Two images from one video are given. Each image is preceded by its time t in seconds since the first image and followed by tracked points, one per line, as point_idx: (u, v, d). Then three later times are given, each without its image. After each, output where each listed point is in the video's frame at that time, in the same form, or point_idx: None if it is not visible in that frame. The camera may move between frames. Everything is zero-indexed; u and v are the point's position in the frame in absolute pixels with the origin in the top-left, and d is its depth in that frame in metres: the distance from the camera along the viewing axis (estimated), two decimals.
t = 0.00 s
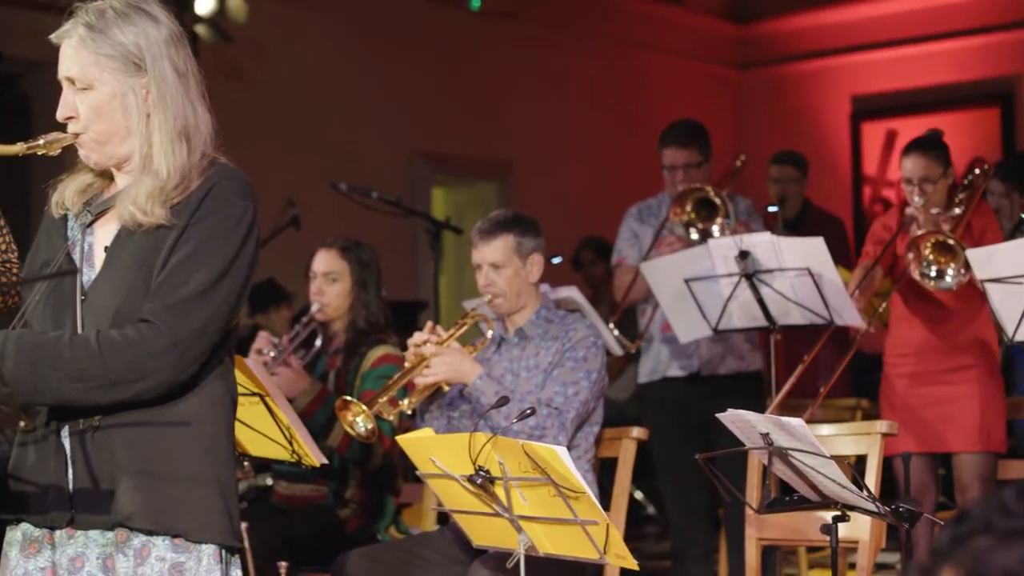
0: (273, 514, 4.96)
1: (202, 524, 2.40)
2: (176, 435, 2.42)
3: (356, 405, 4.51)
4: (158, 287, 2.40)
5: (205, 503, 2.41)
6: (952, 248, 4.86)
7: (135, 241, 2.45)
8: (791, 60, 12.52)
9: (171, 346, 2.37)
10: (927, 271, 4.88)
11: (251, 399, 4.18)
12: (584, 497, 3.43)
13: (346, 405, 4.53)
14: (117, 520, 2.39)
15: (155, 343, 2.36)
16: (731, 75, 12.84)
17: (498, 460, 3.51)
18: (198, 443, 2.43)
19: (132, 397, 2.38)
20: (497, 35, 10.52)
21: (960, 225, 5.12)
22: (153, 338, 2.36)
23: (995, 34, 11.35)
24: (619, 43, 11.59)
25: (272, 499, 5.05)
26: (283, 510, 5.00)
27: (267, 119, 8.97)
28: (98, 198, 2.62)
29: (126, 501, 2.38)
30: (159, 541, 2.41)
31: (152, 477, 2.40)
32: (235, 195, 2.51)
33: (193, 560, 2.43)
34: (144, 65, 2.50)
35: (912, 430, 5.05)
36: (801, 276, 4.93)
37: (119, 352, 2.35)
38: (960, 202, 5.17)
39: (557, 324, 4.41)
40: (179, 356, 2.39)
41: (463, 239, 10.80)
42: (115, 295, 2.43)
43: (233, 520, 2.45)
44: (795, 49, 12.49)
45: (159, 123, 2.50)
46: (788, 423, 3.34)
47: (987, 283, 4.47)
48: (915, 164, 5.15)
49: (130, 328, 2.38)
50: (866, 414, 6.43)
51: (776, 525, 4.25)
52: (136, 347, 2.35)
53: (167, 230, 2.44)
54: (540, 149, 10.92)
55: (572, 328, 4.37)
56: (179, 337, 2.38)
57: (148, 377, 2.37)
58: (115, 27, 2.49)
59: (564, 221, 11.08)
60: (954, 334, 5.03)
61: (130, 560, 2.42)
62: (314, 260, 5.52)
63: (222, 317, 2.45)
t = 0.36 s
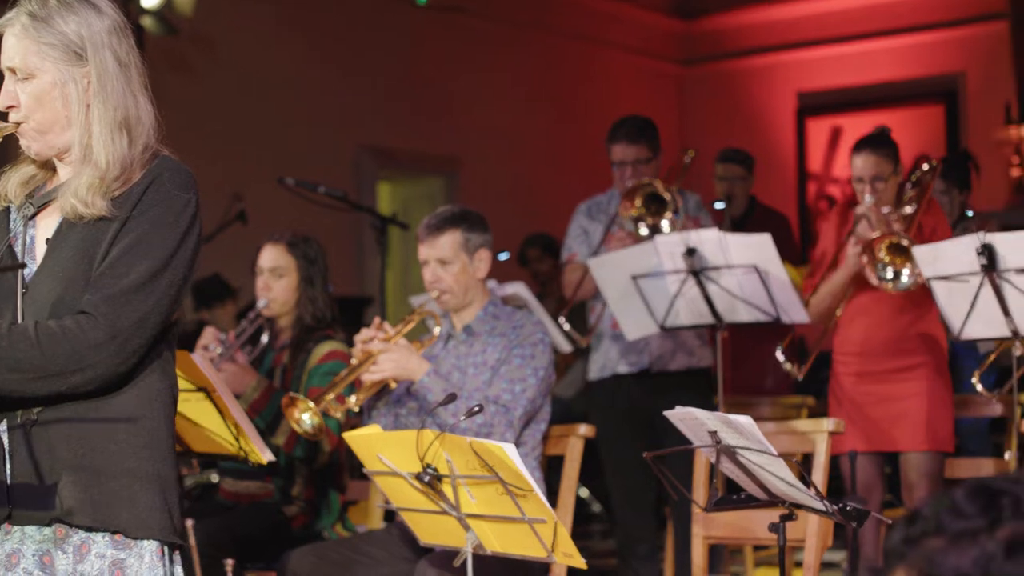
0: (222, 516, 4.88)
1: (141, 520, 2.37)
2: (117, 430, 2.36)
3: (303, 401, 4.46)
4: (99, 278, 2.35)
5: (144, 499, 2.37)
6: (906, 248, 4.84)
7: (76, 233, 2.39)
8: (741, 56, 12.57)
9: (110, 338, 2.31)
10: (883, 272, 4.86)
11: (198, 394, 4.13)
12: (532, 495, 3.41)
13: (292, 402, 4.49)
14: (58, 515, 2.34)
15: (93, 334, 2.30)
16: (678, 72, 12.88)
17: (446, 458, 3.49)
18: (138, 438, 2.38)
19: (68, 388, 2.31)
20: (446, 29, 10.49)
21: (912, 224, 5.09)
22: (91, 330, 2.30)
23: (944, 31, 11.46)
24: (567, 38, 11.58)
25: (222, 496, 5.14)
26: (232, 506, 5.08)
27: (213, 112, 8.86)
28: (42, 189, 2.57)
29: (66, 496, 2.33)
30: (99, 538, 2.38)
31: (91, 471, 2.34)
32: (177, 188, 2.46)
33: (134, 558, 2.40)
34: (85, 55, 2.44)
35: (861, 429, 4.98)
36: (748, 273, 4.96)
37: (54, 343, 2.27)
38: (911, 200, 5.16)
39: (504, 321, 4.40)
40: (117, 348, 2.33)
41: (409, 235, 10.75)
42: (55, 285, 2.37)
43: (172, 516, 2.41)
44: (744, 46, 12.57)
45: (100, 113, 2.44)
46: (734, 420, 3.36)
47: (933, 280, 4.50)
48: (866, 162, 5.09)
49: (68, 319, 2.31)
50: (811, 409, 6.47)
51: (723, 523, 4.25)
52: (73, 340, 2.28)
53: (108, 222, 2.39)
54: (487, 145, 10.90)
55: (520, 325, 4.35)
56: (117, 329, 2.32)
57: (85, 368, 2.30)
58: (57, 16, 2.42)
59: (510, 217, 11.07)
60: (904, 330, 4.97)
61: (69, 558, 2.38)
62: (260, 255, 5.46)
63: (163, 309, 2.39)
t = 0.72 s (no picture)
0: (171, 514, 4.85)
1: (91, 513, 2.33)
2: (67, 421, 2.32)
3: (253, 399, 4.43)
4: (50, 269, 2.30)
5: (94, 493, 2.34)
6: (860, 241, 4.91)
7: (25, 225, 2.33)
8: (698, 54, 12.68)
9: (60, 329, 2.27)
10: (835, 265, 4.91)
11: (145, 393, 4.09)
12: (483, 493, 3.41)
13: (243, 400, 4.47)
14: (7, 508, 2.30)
15: (43, 324, 2.25)
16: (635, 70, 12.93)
17: (396, 456, 3.48)
18: (88, 430, 2.34)
19: (15, 380, 2.26)
20: (402, 24, 10.44)
21: (868, 221, 5.05)
22: (40, 321, 2.26)
23: (901, 32, 11.56)
24: (522, 35, 11.56)
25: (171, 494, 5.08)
26: (181, 505, 5.03)
27: (163, 105, 8.77)
28: None
29: (15, 488, 2.29)
30: (51, 533, 2.33)
31: (40, 464, 2.30)
32: (129, 181, 2.41)
33: (86, 554, 2.36)
34: (33, 43, 2.36)
35: (813, 429, 5.00)
36: (701, 271, 5.00)
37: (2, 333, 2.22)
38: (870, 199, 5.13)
39: (456, 318, 4.37)
40: (66, 340, 2.28)
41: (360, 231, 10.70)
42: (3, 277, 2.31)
43: (122, 512, 2.38)
44: (701, 45, 12.66)
45: (50, 103, 2.36)
46: (687, 419, 3.36)
47: (888, 280, 4.53)
48: (825, 159, 5.04)
49: (16, 310, 2.26)
50: (764, 407, 6.49)
51: (675, 523, 4.26)
52: (21, 330, 2.24)
53: (60, 214, 2.34)
54: (441, 141, 10.87)
55: (472, 323, 4.35)
56: (68, 321, 2.28)
57: (32, 360, 2.25)
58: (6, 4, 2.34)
59: (463, 214, 11.05)
60: (861, 328, 4.99)
61: (17, 553, 2.33)
62: (212, 251, 5.39)
63: (113, 303, 2.35)
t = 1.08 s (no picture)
0: (126, 514, 4.78)
1: (41, 517, 2.31)
2: (18, 422, 2.31)
3: (211, 399, 4.34)
4: (4, 272, 2.28)
5: (42, 496, 2.32)
6: (823, 239, 4.89)
7: None
8: (660, 53, 12.70)
9: (13, 332, 2.26)
10: (796, 261, 4.90)
11: (102, 392, 4.04)
12: (441, 493, 3.39)
13: (201, 398, 4.36)
14: None
15: None
16: (597, 69, 12.97)
17: (354, 455, 3.45)
18: (39, 432, 2.32)
19: None
20: (363, 21, 10.40)
21: (829, 219, 5.04)
22: None
23: (868, 32, 11.61)
24: (484, 33, 11.54)
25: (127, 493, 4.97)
26: (137, 504, 4.92)
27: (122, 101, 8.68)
28: None
29: None
30: (0, 534, 2.30)
31: None
32: (87, 186, 2.40)
33: (34, 555, 2.33)
34: None
35: (775, 429, 5.02)
36: (661, 271, 4.97)
37: None
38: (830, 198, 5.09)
39: (416, 317, 4.35)
40: (18, 344, 2.27)
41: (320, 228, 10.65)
42: None
43: (73, 515, 2.37)
44: (662, 44, 12.69)
45: (9, 105, 2.34)
46: (645, 419, 3.36)
47: (847, 280, 4.56)
48: (786, 157, 5.05)
49: None
50: (724, 406, 6.51)
51: (635, 523, 4.25)
52: None
53: (17, 216, 2.32)
54: (402, 139, 10.83)
55: (430, 321, 4.32)
56: (21, 323, 2.27)
57: None
58: None
59: (424, 213, 11.02)
60: (822, 329, 4.99)
61: None
62: (169, 248, 5.34)
63: (68, 307, 2.34)
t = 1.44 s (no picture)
0: (90, 515, 4.74)
1: None
2: None
3: (176, 400, 4.30)
4: None
5: None
6: (790, 241, 4.90)
7: None
8: (628, 54, 12.72)
9: None
10: (764, 264, 4.89)
11: (65, 393, 4.00)
12: (406, 494, 3.38)
13: (165, 400, 4.33)
14: None
15: None
16: (565, 70, 13.00)
17: (318, 456, 3.42)
18: None
19: None
20: (330, 20, 10.36)
21: (797, 219, 5.05)
22: None
23: (836, 33, 11.66)
24: (452, 33, 11.53)
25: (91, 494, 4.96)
26: (100, 505, 4.91)
27: (87, 101, 8.61)
28: None
29: None
30: None
31: None
32: (50, 187, 2.63)
33: None
34: None
35: (743, 429, 5.01)
36: (628, 272, 4.96)
37: None
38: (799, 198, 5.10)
39: (382, 318, 4.33)
40: None
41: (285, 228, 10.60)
42: None
43: (19, 514, 2.57)
44: (630, 45, 12.71)
45: None
46: (611, 420, 3.35)
47: (813, 280, 4.56)
48: (756, 157, 5.00)
49: None
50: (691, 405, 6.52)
51: (601, 524, 4.24)
52: None
53: None
54: (370, 139, 10.79)
55: (396, 322, 4.30)
56: None
57: None
58: None
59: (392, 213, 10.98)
60: (791, 329, 4.99)
61: None
62: (134, 248, 5.28)
63: (28, 301, 2.58)
